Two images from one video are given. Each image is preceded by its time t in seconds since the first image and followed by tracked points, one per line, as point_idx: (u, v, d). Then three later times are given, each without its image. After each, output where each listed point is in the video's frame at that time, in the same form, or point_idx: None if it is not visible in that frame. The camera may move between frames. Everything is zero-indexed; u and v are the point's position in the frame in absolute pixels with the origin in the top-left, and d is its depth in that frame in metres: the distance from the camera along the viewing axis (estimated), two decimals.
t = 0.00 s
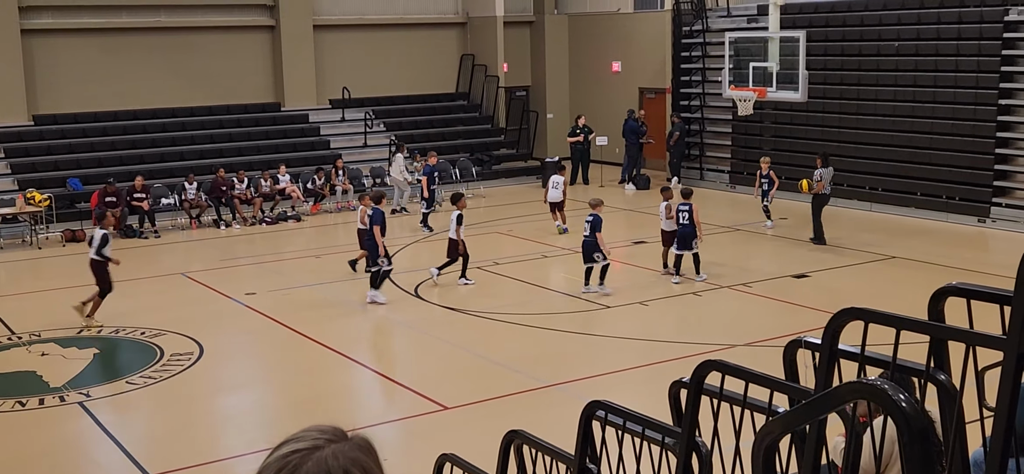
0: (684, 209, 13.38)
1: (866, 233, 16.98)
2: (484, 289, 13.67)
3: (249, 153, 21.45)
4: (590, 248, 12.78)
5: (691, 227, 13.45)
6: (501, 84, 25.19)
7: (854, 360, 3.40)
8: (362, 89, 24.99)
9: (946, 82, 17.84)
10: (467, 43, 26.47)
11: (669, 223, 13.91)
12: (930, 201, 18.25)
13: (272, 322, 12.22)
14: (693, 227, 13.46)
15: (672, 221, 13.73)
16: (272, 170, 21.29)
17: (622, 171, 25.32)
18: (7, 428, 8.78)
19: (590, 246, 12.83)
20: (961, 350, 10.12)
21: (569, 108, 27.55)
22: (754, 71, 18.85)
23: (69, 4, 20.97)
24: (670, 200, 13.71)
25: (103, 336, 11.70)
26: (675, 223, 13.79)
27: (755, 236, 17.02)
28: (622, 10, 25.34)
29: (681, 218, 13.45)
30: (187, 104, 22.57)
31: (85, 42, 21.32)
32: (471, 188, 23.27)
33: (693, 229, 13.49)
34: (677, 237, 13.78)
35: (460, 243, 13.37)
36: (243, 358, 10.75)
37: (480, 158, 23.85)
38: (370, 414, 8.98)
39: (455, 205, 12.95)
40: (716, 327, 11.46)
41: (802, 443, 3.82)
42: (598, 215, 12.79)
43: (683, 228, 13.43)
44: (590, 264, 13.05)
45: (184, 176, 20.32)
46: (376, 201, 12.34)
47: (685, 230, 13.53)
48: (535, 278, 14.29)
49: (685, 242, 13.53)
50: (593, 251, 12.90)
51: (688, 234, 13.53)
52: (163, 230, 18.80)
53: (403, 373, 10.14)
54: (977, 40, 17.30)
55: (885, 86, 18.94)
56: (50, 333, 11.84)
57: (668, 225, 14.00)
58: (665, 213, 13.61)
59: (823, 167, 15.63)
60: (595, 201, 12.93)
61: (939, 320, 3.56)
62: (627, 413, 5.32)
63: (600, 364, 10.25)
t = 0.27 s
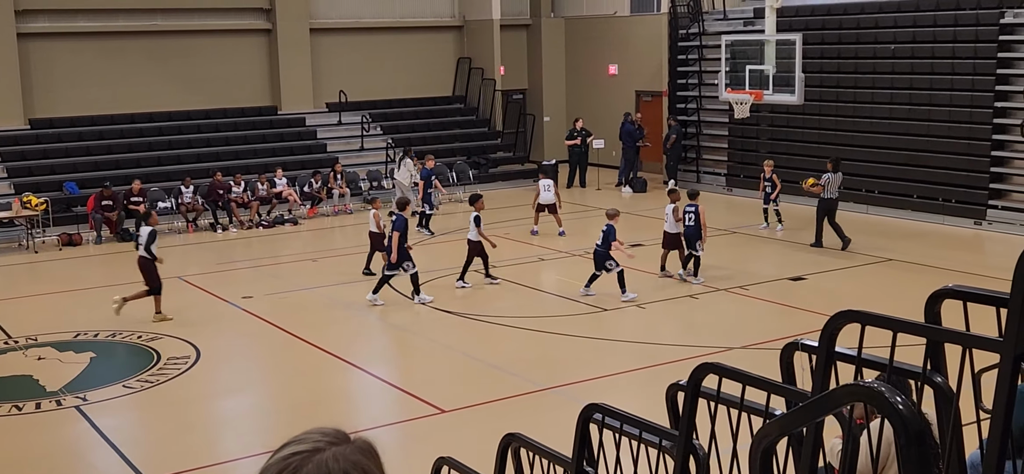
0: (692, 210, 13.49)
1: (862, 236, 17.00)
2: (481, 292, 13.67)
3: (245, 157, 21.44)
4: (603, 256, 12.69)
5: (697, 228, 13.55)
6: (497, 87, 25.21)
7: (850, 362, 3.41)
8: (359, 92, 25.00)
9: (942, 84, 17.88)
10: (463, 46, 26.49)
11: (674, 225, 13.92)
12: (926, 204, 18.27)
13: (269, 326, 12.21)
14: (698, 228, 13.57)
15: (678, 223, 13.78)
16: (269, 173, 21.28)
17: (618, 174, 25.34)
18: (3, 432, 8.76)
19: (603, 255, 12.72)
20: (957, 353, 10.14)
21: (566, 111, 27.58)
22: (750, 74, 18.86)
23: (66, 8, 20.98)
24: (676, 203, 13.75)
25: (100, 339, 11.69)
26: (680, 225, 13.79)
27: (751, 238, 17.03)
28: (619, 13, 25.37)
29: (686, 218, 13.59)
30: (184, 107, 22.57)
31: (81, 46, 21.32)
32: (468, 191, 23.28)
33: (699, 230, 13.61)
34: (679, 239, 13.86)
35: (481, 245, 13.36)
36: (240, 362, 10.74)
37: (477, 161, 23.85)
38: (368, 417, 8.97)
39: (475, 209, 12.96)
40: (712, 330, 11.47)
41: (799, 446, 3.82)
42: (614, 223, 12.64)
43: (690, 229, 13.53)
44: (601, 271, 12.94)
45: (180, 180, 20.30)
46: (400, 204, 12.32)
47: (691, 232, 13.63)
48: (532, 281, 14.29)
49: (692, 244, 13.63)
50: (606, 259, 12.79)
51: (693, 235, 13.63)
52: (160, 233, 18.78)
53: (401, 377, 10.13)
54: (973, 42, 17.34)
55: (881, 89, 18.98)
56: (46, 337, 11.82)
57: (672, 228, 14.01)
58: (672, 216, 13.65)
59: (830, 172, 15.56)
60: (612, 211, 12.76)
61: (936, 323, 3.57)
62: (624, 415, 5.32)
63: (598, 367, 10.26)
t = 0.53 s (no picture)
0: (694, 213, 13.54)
1: (859, 238, 17.02)
2: (478, 295, 13.67)
3: (242, 160, 21.43)
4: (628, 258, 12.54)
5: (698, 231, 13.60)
6: (494, 90, 25.21)
7: (847, 365, 3.41)
8: (355, 94, 24.99)
9: (938, 87, 17.90)
10: (460, 49, 26.49)
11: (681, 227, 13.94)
12: (922, 206, 18.30)
13: (266, 329, 12.20)
14: (702, 230, 13.61)
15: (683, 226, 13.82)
16: (266, 176, 21.26)
17: (615, 177, 25.34)
18: None
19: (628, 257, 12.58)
20: (954, 355, 10.15)
21: (562, 114, 27.59)
22: (747, 77, 18.85)
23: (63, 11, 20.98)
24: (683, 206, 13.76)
25: (97, 343, 11.68)
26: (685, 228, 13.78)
27: (748, 241, 17.04)
28: (616, 16, 25.39)
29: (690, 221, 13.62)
30: (181, 110, 22.55)
31: (78, 49, 21.31)
32: (465, 194, 23.26)
33: (702, 232, 13.65)
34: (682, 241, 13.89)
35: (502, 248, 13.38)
36: (236, 365, 10.73)
37: (474, 164, 23.82)
38: (365, 421, 8.97)
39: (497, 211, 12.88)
40: (709, 332, 11.47)
41: (796, 448, 3.82)
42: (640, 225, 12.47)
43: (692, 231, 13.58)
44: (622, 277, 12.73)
45: (177, 183, 20.28)
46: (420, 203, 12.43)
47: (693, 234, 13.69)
48: (528, 283, 14.29)
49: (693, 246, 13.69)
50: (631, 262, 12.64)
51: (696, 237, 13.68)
52: (156, 237, 18.76)
53: (397, 380, 10.13)
54: (968, 45, 17.37)
55: (877, 91, 18.99)
56: (42, 340, 11.81)
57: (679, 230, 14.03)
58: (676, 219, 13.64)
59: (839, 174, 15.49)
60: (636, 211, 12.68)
61: (932, 325, 3.57)
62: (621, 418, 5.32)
63: (595, 370, 10.26)
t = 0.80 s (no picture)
0: (699, 214, 13.62)
1: (856, 241, 17.04)
2: (475, 297, 13.67)
3: (239, 162, 21.42)
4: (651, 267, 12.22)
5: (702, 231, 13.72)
6: (491, 93, 25.23)
7: (844, 366, 3.41)
8: (352, 97, 24.99)
9: (934, 89, 17.93)
10: (457, 51, 26.51)
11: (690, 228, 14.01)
12: (919, 208, 18.32)
13: (262, 331, 12.19)
14: (709, 230, 13.71)
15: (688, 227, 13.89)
16: (263, 178, 21.26)
17: (612, 179, 25.36)
18: None
19: (651, 265, 12.26)
20: (950, 358, 10.16)
21: (560, 116, 27.61)
22: (744, 79, 18.87)
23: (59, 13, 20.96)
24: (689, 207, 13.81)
25: (93, 345, 11.66)
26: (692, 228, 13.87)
27: (745, 243, 17.06)
28: (613, 18, 25.41)
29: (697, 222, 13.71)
30: (178, 112, 22.55)
31: (74, 51, 21.30)
32: (462, 197, 23.27)
33: (709, 231, 13.76)
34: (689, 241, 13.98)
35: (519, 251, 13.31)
36: (233, 368, 10.72)
37: (471, 166, 23.83)
38: (362, 423, 8.97)
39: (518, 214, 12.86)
40: (706, 334, 11.48)
41: (793, 451, 3.82)
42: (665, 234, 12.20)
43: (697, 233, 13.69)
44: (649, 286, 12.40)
45: (173, 185, 20.28)
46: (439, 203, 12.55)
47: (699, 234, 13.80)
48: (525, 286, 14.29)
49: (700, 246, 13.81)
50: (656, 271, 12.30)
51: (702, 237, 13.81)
52: (153, 239, 18.75)
53: (394, 382, 10.13)
54: (965, 48, 17.40)
55: (874, 94, 19.02)
56: (39, 343, 11.79)
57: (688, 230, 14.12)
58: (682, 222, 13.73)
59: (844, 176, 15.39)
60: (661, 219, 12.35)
61: (929, 328, 3.57)
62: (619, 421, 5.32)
63: (592, 372, 10.26)
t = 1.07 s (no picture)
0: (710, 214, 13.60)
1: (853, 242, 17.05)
2: (473, 298, 13.67)
3: (237, 163, 21.41)
4: (677, 271, 11.84)
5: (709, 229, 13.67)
6: (489, 94, 25.23)
7: (841, 367, 3.40)
8: (350, 98, 24.98)
9: (931, 91, 17.96)
10: (455, 52, 26.50)
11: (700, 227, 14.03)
12: (916, 210, 18.35)
13: (260, 332, 12.18)
14: (718, 230, 13.72)
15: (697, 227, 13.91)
16: (260, 179, 21.25)
17: (610, 180, 25.37)
18: None
19: (678, 270, 11.88)
20: (947, 359, 10.18)
21: (557, 117, 27.62)
22: (742, 81, 18.88)
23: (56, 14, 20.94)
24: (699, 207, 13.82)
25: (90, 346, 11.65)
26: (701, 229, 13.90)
27: (742, 244, 17.06)
28: (611, 19, 25.42)
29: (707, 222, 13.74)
30: (175, 113, 22.53)
31: (72, 52, 21.28)
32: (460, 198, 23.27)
33: (718, 231, 13.77)
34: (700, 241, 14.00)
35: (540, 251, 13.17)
36: (230, 369, 10.71)
37: (469, 167, 23.83)
38: (360, 423, 8.97)
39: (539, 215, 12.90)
40: (703, 335, 11.48)
41: (791, 452, 3.82)
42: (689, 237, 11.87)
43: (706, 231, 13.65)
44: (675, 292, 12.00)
45: (171, 186, 20.27)
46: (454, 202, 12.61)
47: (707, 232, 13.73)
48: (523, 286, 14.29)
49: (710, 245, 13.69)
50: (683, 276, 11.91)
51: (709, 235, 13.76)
52: (150, 240, 18.74)
53: (392, 383, 10.13)
54: (962, 49, 17.42)
55: (871, 95, 19.05)
56: (36, 344, 11.78)
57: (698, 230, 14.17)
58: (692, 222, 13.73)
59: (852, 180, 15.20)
60: (685, 223, 11.98)
61: (926, 329, 3.57)
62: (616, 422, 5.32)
63: (589, 373, 10.26)
